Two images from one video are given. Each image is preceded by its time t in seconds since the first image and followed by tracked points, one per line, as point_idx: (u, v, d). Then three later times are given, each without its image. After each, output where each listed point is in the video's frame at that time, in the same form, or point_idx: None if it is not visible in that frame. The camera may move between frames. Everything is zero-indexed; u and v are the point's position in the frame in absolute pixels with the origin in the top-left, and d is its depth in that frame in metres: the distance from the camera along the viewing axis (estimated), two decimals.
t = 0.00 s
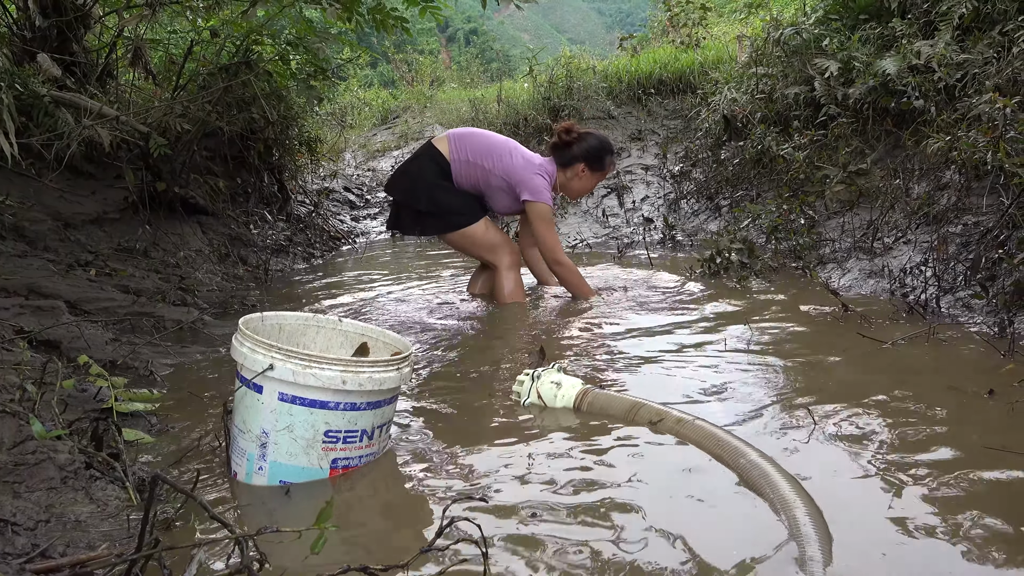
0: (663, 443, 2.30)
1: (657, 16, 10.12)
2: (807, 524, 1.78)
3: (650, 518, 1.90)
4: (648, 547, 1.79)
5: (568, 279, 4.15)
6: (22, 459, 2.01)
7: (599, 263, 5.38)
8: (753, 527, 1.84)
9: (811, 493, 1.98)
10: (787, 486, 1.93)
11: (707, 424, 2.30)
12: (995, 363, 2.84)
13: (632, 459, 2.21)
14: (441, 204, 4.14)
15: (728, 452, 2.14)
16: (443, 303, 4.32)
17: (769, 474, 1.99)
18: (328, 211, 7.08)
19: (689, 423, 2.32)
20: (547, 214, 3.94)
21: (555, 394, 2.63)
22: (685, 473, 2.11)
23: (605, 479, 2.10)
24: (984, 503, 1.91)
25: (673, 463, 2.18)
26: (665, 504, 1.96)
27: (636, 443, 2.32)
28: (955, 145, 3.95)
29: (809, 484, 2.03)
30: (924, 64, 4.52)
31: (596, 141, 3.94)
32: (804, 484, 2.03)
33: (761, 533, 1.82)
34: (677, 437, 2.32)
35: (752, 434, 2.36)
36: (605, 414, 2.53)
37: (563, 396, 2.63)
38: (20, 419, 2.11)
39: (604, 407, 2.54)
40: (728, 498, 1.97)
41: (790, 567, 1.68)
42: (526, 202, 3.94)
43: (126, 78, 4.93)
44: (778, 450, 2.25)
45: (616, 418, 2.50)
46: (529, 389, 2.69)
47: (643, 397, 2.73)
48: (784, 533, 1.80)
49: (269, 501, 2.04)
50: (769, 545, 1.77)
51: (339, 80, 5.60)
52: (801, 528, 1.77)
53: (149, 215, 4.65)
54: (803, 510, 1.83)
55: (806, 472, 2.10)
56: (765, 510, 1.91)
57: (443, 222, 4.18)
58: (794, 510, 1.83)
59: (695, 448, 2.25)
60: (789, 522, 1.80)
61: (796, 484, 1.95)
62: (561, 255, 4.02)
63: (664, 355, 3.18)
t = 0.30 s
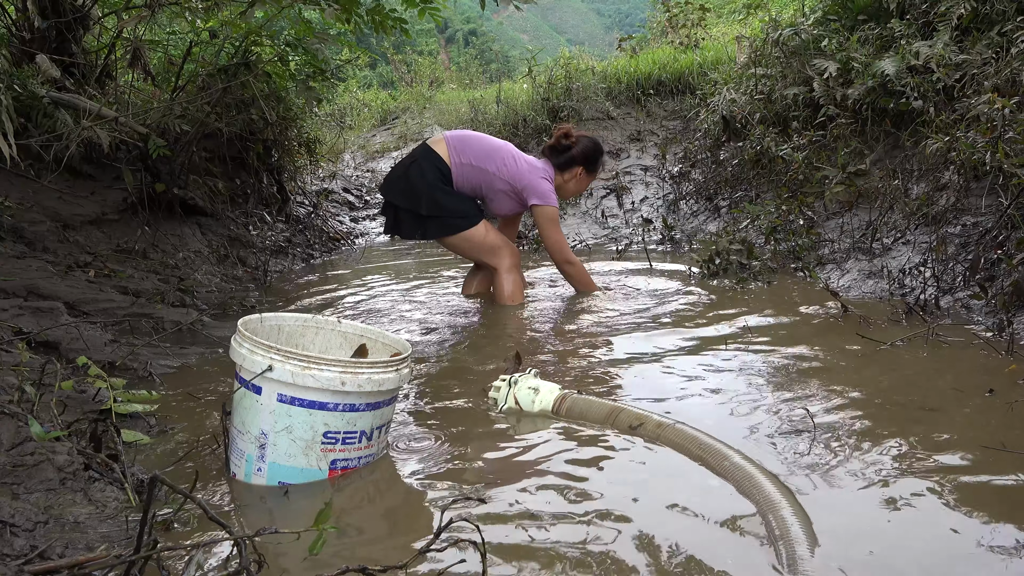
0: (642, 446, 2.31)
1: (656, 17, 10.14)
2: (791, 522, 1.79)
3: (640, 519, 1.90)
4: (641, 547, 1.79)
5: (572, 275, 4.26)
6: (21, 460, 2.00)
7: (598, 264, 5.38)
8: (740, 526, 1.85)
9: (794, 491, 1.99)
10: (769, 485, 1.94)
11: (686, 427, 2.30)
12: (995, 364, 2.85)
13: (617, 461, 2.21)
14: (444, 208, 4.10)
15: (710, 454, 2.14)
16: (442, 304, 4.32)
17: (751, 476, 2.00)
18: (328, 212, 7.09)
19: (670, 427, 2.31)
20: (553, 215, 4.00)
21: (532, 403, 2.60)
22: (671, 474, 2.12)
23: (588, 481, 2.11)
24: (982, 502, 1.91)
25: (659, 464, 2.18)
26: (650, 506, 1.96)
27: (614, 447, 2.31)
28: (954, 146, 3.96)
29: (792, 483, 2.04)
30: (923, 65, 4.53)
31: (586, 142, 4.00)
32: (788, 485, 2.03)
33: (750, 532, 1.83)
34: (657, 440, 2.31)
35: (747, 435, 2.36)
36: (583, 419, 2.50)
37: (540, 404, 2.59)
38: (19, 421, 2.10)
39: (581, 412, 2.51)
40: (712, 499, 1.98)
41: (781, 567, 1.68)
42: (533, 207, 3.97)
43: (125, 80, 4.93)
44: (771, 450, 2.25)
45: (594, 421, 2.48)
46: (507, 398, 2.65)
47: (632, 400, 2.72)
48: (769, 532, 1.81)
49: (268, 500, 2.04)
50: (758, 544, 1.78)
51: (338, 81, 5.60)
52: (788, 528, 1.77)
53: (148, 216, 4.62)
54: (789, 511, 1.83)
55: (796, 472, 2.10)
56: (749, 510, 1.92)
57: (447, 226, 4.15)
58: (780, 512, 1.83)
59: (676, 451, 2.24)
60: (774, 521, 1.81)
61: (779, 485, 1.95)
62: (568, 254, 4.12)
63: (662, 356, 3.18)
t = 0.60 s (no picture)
0: (620, 446, 2.31)
1: (654, 17, 10.14)
2: (774, 520, 1.81)
3: (628, 518, 1.91)
4: (631, 545, 1.80)
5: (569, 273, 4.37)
6: (18, 460, 2.00)
7: (596, 264, 5.38)
8: (726, 524, 1.86)
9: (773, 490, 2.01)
10: (750, 484, 1.96)
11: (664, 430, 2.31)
12: (991, 363, 2.85)
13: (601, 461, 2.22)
14: (447, 209, 4.06)
15: (689, 456, 2.16)
16: (440, 304, 4.32)
17: (732, 475, 2.01)
18: (326, 212, 7.09)
19: (646, 429, 2.33)
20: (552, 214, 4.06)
21: (504, 409, 2.60)
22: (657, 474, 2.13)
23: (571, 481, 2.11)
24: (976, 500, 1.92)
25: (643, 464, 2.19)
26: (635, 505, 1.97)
27: (591, 447, 2.32)
28: (951, 145, 3.96)
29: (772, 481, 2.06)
30: (920, 65, 4.54)
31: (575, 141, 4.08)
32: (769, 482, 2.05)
33: (739, 530, 1.84)
34: (634, 440, 2.33)
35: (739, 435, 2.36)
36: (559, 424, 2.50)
37: (512, 410, 2.59)
38: (17, 421, 2.10)
39: (555, 417, 2.51)
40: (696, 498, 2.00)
41: (768, 563, 1.69)
42: (533, 206, 4.03)
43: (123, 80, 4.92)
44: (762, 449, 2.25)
45: (569, 423, 2.48)
46: (479, 407, 2.65)
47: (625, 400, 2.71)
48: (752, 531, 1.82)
49: (265, 499, 2.05)
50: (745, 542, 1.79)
51: (336, 81, 5.60)
52: (772, 526, 1.79)
53: (146, 216, 4.65)
54: (772, 509, 1.85)
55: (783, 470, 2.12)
56: (731, 509, 1.93)
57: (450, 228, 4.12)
58: (763, 509, 1.85)
59: (654, 450, 2.26)
60: (759, 520, 1.83)
61: (760, 483, 1.98)
62: (568, 254, 4.17)
63: (660, 355, 3.18)
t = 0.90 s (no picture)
0: (597, 448, 2.31)
1: (652, 17, 10.15)
2: (759, 518, 1.81)
3: (621, 518, 1.91)
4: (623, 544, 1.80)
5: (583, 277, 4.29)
6: (17, 461, 2.00)
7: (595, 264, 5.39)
8: (712, 524, 1.87)
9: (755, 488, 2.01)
10: (734, 484, 1.96)
11: (641, 433, 2.31)
12: (989, 363, 2.85)
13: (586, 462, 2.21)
14: (450, 211, 4.07)
15: (670, 457, 2.16)
16: (439, 304, 4.32)
17: (714, 475, 2.02)
18: (324, 213, 7.09)
19: (621, 433, 2.33)
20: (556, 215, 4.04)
21: (479, 419, 2.57)
22: (643, 474, 2.13)
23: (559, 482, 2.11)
24: (975, 498, 1.92)
25: (624, 466, 2.19)
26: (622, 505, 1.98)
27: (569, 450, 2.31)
28: (949, 145, 3.96)
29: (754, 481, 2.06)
30: (918, 65, 4.54)
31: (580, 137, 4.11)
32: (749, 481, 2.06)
33: (726, 529, 1.84)
34: (610, 442, 2.33)
35: (734, 436, 2.36)
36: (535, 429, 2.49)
37: (489, 420, 2.57)
38: (16, 422, 2.10)
39: (532, 422, 2.50)
40: (681, 498, 2.00)
41: (757, 561, 1.70)
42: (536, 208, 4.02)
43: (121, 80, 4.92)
44: (754, 450, 2.25)
45: (545, 425, 2.47)
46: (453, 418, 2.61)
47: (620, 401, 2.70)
48: (738, 531, 1.83)
49: (265, 500, 2.05)
50: (733, 542, 1.79)
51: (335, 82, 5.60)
52: (757, 523, 1.80)
53: (144, 217, 4.64)
54: (756, 506, 1.86)
55: (775, 470, 2.12)
56: (715, 508, 1.93)
57: (453, 229, 4.11)
58: (747, 508, 1.86)
59: (632, 452, 2.26)
60: (743, 519, 1.83)
61: (740, 482, 1.99)
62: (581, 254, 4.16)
63: (659, 355, 3.19)
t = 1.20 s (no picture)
0: (584, 449, 2.32)
1: (651, 17, 10.16)
2: (747, 515, 1.83)
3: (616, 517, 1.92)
4: (617, 543, 1.81)
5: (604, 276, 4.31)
6: (17, 462, 2.00)
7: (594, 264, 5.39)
8: (701, 522, 1.88)
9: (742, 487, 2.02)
10: (723, 484, 1.98)
11: (627, 435, 2.33)
12: (989, 362, 2.85)
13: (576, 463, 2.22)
14: (471, 210, 4.07)
15: (657, 458, 2.18)
16: (440, 305, 4.33)
17: (700, 476, 2.03)
18: (324, 213, 7.10)
19: (607, 436, 2.34)
20: (579, 208, 4.04)
21: (462, 425, 2.55)
22: (631, 475, 2.14)
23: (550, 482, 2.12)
24: (974, 496, 1.92)
25: (612, 466, 2.20)
26: (614, 504, 1.98)
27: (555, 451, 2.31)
28: (949, 144, 3.96)
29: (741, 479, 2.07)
30: (917, 64, 4.54)
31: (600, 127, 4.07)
32: (739, 480, 2.07)
33: (715, 527, 1.85)
34: (597, 444, 2.33)
35: (729, 436, 2.36)
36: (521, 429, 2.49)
37: (472, 424, 2.55)
38: (16, 423, 2.09)
39: (518, 425, 2.51)
40: (670, 497, 2.01)
41: (749, 558, 1.71)
42: (559, 201, 4.01)
43: (121, 82, 4.92)
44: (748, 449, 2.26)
45: (531, 426, 2.48)
46: (436, 423, 2.58)
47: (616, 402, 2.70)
48: (726, 528, 1.84)
49: (265, 500, 2.05)
50: (724, 539, 1.80)
51: (334, 82, 5.60)
52: (746, 520, 1.81)
53: (144, 219, 4.64)
54: (744, 504, 1.88)
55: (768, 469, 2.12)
56: (703, 507, 1.94)
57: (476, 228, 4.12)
58: (735, 505, 1.88)
59: (619, 453, 2.27)
60: (732, 516, 1.85)
61: (726, 481, 2.01)
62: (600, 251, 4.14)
63: (658, 355, 3.19)
